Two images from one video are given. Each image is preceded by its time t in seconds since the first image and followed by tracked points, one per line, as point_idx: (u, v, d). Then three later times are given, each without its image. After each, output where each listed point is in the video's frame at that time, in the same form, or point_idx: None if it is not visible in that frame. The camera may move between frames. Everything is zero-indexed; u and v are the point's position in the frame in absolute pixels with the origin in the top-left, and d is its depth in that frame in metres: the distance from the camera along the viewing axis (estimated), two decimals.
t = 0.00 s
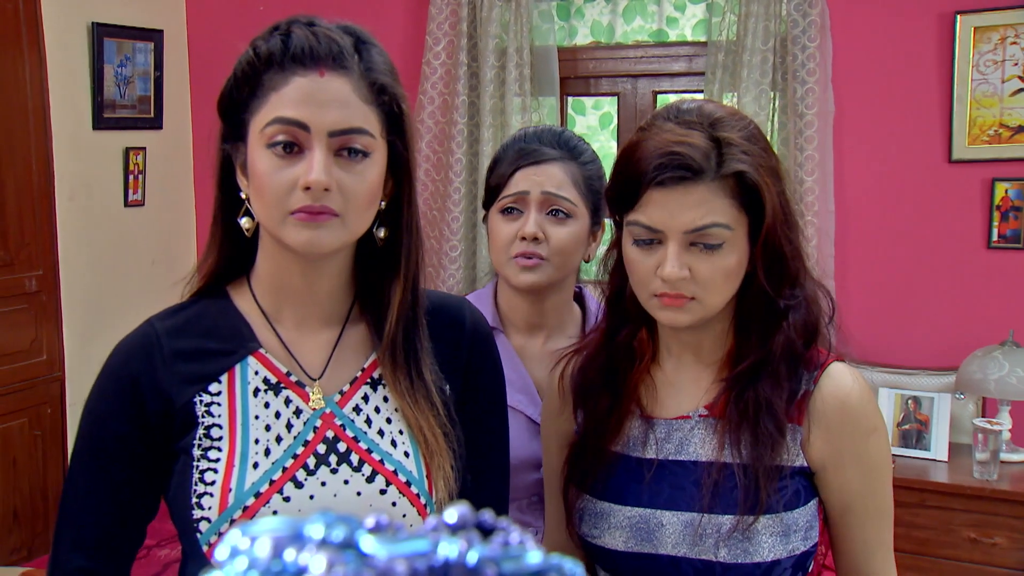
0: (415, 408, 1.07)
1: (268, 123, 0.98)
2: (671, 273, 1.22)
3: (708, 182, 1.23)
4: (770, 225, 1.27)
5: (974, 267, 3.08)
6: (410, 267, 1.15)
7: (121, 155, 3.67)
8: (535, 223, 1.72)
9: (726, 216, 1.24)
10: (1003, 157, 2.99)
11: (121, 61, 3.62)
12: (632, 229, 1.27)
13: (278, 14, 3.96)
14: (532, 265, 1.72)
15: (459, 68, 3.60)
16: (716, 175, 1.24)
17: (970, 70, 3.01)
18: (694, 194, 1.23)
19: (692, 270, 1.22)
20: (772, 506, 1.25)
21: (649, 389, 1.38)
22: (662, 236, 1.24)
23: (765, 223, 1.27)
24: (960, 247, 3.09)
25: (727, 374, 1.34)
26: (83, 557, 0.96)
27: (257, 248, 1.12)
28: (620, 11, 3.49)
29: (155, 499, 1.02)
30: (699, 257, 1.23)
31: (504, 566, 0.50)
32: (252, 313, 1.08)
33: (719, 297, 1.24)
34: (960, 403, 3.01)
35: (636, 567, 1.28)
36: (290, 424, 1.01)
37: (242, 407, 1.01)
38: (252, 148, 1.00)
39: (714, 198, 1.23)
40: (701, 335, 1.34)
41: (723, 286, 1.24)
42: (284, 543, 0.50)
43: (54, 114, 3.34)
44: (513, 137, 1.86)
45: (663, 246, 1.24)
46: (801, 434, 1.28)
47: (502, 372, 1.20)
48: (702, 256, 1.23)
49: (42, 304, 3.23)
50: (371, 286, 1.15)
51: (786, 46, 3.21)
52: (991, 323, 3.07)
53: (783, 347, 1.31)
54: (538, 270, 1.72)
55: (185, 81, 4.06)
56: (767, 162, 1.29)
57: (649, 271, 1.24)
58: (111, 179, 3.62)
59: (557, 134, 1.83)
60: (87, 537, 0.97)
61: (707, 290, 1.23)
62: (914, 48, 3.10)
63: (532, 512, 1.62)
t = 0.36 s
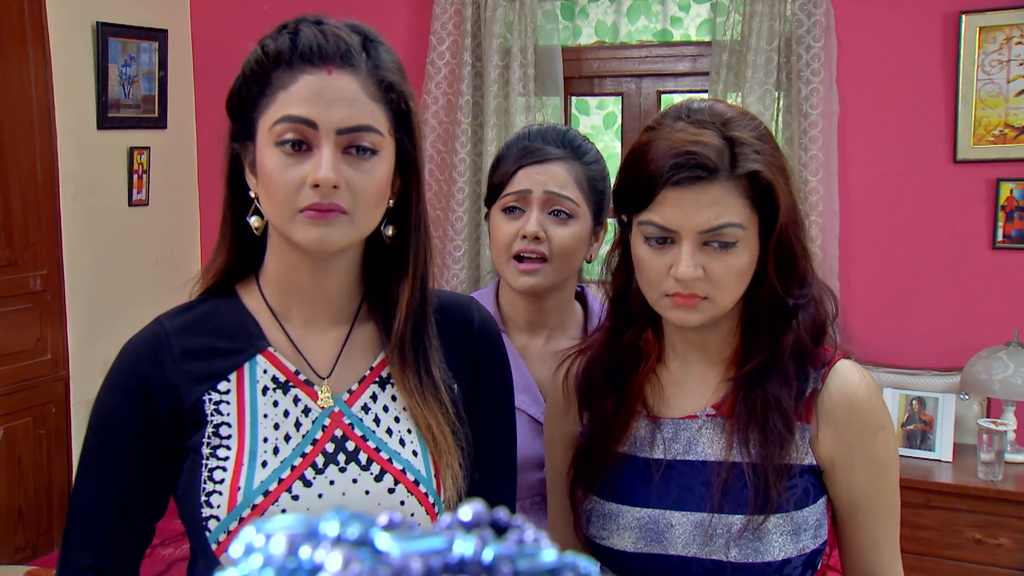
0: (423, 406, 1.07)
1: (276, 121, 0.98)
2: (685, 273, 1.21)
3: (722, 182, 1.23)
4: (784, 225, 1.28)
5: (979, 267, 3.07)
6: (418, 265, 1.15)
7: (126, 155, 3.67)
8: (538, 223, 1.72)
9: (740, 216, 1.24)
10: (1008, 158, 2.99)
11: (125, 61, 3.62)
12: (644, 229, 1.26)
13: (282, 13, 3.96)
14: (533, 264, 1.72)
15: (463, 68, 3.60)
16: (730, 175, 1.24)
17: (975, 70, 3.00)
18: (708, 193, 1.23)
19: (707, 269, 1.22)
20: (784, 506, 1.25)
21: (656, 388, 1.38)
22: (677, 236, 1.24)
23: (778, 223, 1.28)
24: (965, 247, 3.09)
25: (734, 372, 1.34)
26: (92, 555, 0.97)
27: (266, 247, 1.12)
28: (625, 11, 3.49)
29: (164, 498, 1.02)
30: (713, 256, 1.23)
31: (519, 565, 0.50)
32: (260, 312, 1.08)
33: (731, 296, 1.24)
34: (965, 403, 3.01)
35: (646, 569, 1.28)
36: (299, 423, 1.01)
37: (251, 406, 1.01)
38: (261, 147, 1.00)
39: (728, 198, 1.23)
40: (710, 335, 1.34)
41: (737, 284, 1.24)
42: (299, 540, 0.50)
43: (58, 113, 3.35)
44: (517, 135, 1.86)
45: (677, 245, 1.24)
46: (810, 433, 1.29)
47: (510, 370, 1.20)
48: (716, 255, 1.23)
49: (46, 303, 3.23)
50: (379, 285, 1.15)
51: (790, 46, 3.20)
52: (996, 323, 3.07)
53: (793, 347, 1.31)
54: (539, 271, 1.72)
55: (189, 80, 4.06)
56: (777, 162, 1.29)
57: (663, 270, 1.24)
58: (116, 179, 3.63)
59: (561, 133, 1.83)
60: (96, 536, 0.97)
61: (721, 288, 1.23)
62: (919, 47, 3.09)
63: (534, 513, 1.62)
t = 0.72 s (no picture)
0: (430, 406, 1.07)
1: (284, 121, 0.98)
2: (699, 268, 1.22)
3: (738, 176, 1.24)
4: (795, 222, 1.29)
5: (981, 268, 3.07)
6: (425, 264, 1.15)
7: (129, 155, 3.68)
8: (554, 231, 1.72)
9: (754, 212, 1.24)
10: (1010, 158, 2.99)
11: (128, 61, 3.63)
12: (657, 224, 1.27)
13: (285, 14, 3.96)
14: (551, 272, 1.73)
15: (465, 68, 3.60)
16: (743, 170, 1.24)
17: (978, 70, 3.00)
18: (723, 187, 1.23)
19: (721, 264, 1.23)
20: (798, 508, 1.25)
21: (668, 390, 1.38)
22: (690, 231, 1.24)
23: (791, 219, 1.29)
24: (968, 247, 3.09)
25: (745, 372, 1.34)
26: (101, 553, 0.97)
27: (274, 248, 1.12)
28: (627, 11, 3.49)
29: (172, 497, 1.02)
30: (727, 251, 1.23)
31: (533, 563, 0.50)
32: (268, 312, 1.08)
33: (744, 291, 1.25)
34: (967, 404, 3.01)
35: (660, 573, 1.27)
36: (307, 422, 1.01)
37: (258, 406, 1.01)
38: (268, 147, 1.00)
39: (742, 193, 1.24)
40: (720, 336, 1.34)
41: (750, 280, 1.25)
42: (313, 538, 0.50)
43: (61, 113, 3.35)
44: (520, 136, 1.83)
45: (690, 241, 1.24)
46: (822, 435, 1.29)
47: (517, 369, 1.20)
48: (729, 250, 1.23)
49: (49, 303, 3.24)
50: (385, 286, 1.15)
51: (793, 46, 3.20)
52: (998, 324, 3.07)
53: (805, 345, 1.31)
54: (556, 279, 1.73)
55: (192, 81, 4.06)
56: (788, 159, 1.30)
57: (676, 266, 1.24)
58: (119, 179, 3.63)
59: (564, 134, 1.81)
60: (104, 534, 0.97)
61: (734, 284, 1.24)
62: (922, 48, 3.09)
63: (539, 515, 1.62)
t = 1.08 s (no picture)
0: (434, 405, 1.06)
1: (288, 120, 0.97)
2: (707, 267, 1.20)
3: (745, 176, 1.22)
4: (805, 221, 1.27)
5: (986, 268, 3.06)
6: (430, 264, 1.13)
7: (128, 154, 3.66)
8: (557, 232, 1.70)
9: (761, 211, 1.22)
10: (1015, 158, 2.97)
11: (128, 59, 3.61)
12: (665, 224, 1.25)
13: (285, 12, 3.94)
14: (553, 272, 1.71)
15: (467, 67, 3.58)
16: (751, 168, 1.23)
17: (983, 69, 2.98)
18: (730, 187, 1.22)
19: (729, 263, 1.21)
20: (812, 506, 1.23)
21: (680, 389, 1.36)
22: (697, 231, 1.23)
23: (800, 217, 1.27)
24: (972, 247, 3.07)
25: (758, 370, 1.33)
26: (103, 553, 0.95)
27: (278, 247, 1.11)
28: (629, 10, 3.47)
29: (175, 496, 1.01)
30: (735, 250, 1.21)
31: (544, 560, 0.48)
32: (271, 311, 1.06)
33: (753, 290, 1.23)
34: (972, 405, 3.00)
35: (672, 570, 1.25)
36: (310, 422, 0.99)
37: (262, 406, 0.99)
38: (273, 146, 0.99)
39: (750, 193, 1.22)
40: (732, 335, 1.33)
41: (759, 279, 1.23)
42: (324, 536, 0.49)
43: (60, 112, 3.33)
44: (518, 135, 1.81)
45: (697, 240, 1.23)
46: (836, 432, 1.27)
47: (521, 369, 1.18)
48: (737, 250, 1.22)
49: (48, 302, 3.22)
50: (389, 286, 1.13)
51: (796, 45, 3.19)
52: (1003, 324, 3.05)
53: (816, 343, 1.30)
54: (559, 279, 1.72)
55: (192, 80, 4.05)
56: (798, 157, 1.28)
57: (683, 265, 1.23)
58: (119, 178, 3.62)
59: (564, 133, 1.79)
60: (107, 533, 0.96)
61: (742, 283, 1.22)
62: (926, 47, 3.07)
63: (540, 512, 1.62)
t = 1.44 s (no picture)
0: (437, 407, 1.00)
1: (290, 119, 0.91)
2: (713, 269, 1.15)
3: (754, 177, 1.16)
4: (816, 221, 1.21)
5: (997, 268, 3.00)
6: (433, 263, 1.07)
7: (125, 152, 3.59)
8: (559, 233, 1.65)
9: (769, 212, 1.17)
10: None
11: (124, 55, 3.54)
12: (671, 223, 1.20)
13: (284, 8, 3.87)
14: (553, 274, 1.66)
15: (468, 63, 3.52)
16: (759, 169, 1.17)
17: (995, 66, 2.93)
18: (739, 188, 1.16)
19: (735, 266, 1.15)
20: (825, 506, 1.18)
21: (691, 389, 1.31)
22: (703, 231, 1.17)
23: (810, 219, 1.21)
24: (983, 247, 3.02)
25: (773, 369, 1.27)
26: (101, 558, 0.91)
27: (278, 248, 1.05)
28: (634, 6, 3.41)
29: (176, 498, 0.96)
30: (742, 252, 1.16)
31: (556, 563, 0.45)
32: (271, 311, 1.00)
33: (760, 292, 1.17)
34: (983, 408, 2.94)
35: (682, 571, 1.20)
36: (311, 425, 0.93)
37: (262, 408, 0.93)
38: (274, 145, 0.93)
39: (760, 193, 1.16)
40: (746, 334, 1.27)
41: (767, 282, 1.17)
42: (333, 538, 0.47)
43: (55, 109, 3.27)
44: (521, 133, 1.74)
45: (704, 241, 1.17)
46: (852, 432, 1.22)
47: (527, 371, 1.12)
48: (743, 252, 1.16)
49: (43, 302, 3.16)
50: (390, 286, 1.07)
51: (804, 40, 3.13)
52: (1014, 325, 3.00)
53: (828, 347, 1.24)
54: (558, 280, 1.66)
55: (189, 77, 3.98)
56: (812, 156, 1.22)
57: (688, 267, 1.18)
58: (115, 176, 3.55)
59: (568, 133, 1.74)
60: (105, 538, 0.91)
61: (751, 285, 1.16)
62: (937, 43, 3.02)
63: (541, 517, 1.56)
